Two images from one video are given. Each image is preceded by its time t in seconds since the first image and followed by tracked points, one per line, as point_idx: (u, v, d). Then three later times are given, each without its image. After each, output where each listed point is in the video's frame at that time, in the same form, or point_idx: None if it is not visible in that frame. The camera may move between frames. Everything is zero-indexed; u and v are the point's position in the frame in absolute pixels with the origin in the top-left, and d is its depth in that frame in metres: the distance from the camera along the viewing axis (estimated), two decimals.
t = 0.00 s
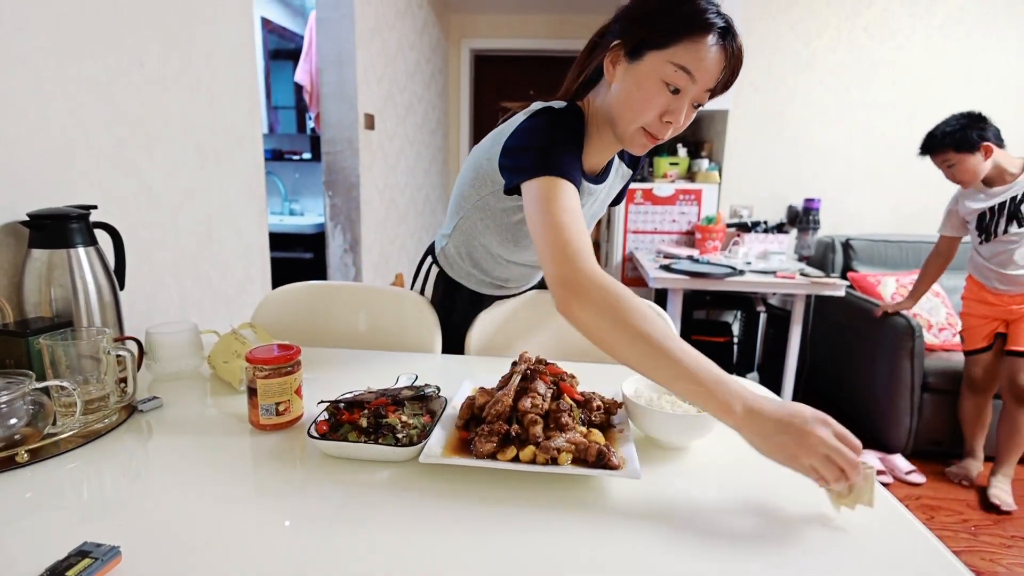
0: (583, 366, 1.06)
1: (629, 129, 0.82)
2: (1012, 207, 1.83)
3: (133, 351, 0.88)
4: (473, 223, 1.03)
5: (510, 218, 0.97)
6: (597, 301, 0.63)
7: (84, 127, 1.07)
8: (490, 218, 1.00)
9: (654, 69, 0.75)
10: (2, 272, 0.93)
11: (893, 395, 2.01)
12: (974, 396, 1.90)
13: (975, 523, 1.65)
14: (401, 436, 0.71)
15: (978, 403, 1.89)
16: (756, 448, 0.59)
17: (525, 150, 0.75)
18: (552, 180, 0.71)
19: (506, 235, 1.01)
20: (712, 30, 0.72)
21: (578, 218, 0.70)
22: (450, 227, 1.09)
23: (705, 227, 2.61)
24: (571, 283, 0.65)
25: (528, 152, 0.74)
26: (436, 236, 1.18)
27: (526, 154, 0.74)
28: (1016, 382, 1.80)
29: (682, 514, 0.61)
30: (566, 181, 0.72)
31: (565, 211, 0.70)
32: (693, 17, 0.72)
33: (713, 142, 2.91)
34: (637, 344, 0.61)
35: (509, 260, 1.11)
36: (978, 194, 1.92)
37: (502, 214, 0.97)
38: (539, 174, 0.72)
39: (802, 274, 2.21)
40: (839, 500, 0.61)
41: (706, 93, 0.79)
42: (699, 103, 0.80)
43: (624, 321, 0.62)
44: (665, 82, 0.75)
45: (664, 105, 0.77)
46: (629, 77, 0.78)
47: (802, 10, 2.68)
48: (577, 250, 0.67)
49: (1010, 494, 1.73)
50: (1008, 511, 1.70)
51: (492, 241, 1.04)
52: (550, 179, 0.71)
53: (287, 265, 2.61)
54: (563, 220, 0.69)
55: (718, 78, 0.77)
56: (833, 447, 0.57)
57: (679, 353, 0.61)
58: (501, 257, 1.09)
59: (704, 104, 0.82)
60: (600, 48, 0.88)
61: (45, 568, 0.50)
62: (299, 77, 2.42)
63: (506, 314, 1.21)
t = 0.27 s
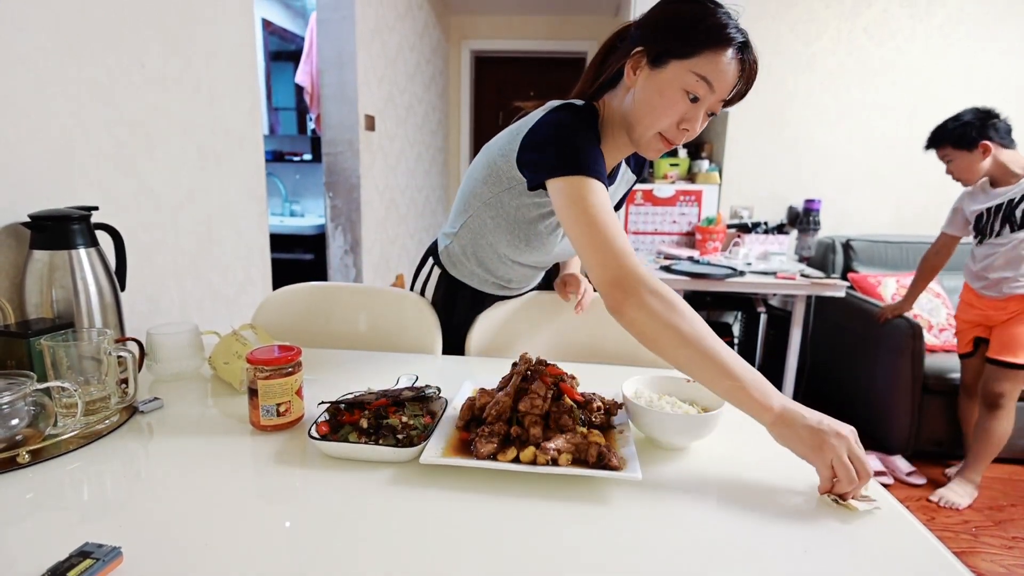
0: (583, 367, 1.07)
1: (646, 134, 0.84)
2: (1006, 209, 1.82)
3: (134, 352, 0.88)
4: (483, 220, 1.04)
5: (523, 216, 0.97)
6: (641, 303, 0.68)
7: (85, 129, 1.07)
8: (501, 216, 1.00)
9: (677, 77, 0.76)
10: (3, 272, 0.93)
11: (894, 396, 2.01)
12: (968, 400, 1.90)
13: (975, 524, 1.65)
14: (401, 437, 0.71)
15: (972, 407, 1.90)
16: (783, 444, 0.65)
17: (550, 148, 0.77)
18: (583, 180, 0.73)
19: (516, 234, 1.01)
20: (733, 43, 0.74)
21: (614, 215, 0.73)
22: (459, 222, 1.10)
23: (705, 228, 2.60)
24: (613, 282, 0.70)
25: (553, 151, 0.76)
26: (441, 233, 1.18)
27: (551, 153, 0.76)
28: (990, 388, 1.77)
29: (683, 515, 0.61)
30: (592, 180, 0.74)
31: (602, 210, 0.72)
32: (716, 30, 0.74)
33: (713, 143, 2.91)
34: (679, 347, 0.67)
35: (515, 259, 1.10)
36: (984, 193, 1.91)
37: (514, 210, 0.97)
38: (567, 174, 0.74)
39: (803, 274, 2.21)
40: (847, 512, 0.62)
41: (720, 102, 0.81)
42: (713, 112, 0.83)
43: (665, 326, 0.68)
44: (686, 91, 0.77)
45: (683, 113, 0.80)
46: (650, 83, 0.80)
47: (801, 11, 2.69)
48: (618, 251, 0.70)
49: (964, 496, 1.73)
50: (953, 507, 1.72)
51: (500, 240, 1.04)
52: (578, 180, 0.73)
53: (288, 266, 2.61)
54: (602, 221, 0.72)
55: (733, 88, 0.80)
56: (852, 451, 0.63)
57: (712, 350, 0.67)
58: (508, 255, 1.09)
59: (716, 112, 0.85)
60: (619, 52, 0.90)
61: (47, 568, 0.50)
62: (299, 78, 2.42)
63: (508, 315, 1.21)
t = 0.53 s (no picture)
0: (584, 367, 1.06)
1: (646, 124, 0.84)
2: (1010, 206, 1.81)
3: (135, 352, 0.88)
4: (486, 213, 1.04)
5: (526, 207, 0.97)
6: (640, 288, 0.70)
7: (86, 129, 1.07)
8: (504, 207, 1.00)
9: (676, 67, 0.76)
10: (3, 272, 0.93)
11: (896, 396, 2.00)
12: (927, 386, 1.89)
13: (977, 524, 1.65)
14: (401, 437, 0.71)
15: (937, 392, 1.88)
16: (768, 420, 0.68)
17: (552, 135, 0.77)
18: (583, 167, 0.74)
19: (519, 226, 1.01)
20: (730, 32, 0.75)
21: (613, 200, 0.74)
22: (462, 217, 1.10)
23: (706, 228, 2.60)
24: (613, 265, 0.71)
25: (556, 138, 0.76)
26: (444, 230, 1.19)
27: (554, 141, 0.76)
28: (980, 391, 1.77)
29: (685, 515, 0.61)
30: (594, 167, 0.74)
31: (602, 197, 0.73)
32: (714, 19, 0.74)
33: (714, 144, 2.91)
34: (676, 329, 0.69)
35: (519, 254, 1.10)
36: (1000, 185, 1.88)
37: (517, 201, 0.97)
38: (567, 162, 0.74)
39: (804, 275, 2.20)
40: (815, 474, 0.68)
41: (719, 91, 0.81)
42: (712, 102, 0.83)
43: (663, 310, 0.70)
44: (686, 80, 0.77)
45: (683, 102, 0.79)
46: (650, 73, 0.80)
47: (802, 11, 2.68)
48: (619, 237, 0.71)
49: (965, 496, 1.73)
50: (955, 508, 1.72)
51: (504, 233, 1.04)
52: (577, 167, 0.74)
53: (288, 267, 2.61)
54: (602, 206, 0.72)
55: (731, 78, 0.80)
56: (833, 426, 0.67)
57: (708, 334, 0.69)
58: (511, 250, 1.09)
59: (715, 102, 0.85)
60: (619, 44, 0.90)
61: (48, 568, 0.50)
62: (300, 78, 2.42)
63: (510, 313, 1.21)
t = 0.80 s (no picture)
0: (586, 367, 1.06)
1: (651, 122, 0.84)
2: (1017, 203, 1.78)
3: (138, 352, 0.89)
4: (489, 211, 1.04)
5: (529, 203, 0.97)
6: (642, 286, 0.69)
7: (90, 131, 1.07)
8: (507, 205, 1.01)
9: (681, 65, 0.77)
10: (7, 273, 0.94)
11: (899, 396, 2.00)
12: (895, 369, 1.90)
13: (979, 525, 1.65)
14: (404, 437, 0.71)
15: (900, 377, 1.89)
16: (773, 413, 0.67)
17: (555, 133, 0.77)
18: (586, 167, 0.74)
19: (522, 223, 1.01)
20: (731, 29, 0.75)
21: (614, 198, 0.74)
22: (465, 215, 1.11)
23: (707, 228, 2.59)
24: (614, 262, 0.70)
25: (559, 136, 0.77)
26: (446, 229, 1.19)
27: (557, 139, 0.76)
28: (978, 389, 1.79)
29: (687, 515, 0.61)
30: (597, 165, 0.74)
31: (604, 196, 0.73)
32: (716, 18, 0.74)
33: (715, 144, 2.91)
34: (679, 328, 0.68)
35: (521, 252, 1.10)
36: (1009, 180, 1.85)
37: (519, 198, 0.98)
38: (570, 161, 0.74)
39: (805, 275, 2.20)
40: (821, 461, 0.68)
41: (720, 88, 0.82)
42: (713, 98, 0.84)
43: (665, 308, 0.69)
44: (689, 78, 0.77)
45: (687, 100, 0.80)
46: (654, 73, 0.80)
47: (804, 12, 2.68)
48: (621, 236, 0.71)
49: (966, 496, 1.73)
50: (958, 508, 1.72)
51: (506, 230, 1.05)
52: (579, 168, 0.74)
53: (290, 267, 2.62)
54: (604, 206, 0.73)
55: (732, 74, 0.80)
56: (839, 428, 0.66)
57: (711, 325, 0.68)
58: (513, 247, 1.09)
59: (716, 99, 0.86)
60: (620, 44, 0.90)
61: (53, 567, 0.50)
62: (302, 79, 2.42)
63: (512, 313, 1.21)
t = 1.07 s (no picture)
0: (586, 367, 1.06)
1: (660, 128, 0.84)
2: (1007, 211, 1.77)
3: (139, 352, 0.89)
4: (494, 211, 1.04)
5: (534, 204, 0.97)
6: (654, 284, 0.69)
7: (91, 131, 1.07)
8: (512, 205, 1.01)
9: (692, 72, 0.77)
10: (8, 272, 0.94)
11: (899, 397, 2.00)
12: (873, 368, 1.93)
13: (980, 526, 1.65)
14: (405, 437, 0.71)
15: (877, 377, 1.92)
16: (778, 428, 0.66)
17: (566, 133, 0.77)
18: (601, 165, 0.74)
19: (526, 223, 1.01)
20: (740, 40, 0.76)
21: (630, 198, 0.74)
22: (469, 215, 1.10)
23: (709, 229, 2.58)
24: (630, 262, 0.71)
25: (570, 137, 0.77)
26: (449, 228, 1.19)
27: (570, 141, 0.76)
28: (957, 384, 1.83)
29: (688, 516, 0.61)
30: (611, 164, 0.75)
31: (618, 194, 0.73)
32: (728, 27, 0.75)
33: (716, 144, 2.91)
34: (689, 327, 0.68)
35: (525, 252, 1.10)
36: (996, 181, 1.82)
37: (525, 199, 0.98)
38: (584, 159, 0.75)
39: (806, 275, 2.20)
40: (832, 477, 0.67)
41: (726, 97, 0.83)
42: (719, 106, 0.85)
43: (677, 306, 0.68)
44: (700, 85, 0.78)
45: (696, 107, 0.80)
46: (664, 79, 0.80)
47: (805, 12, 2.68)
48: (633, 234, 0.71)
49: (967, 496, 1.73)
50: (959, 509, 1.72)
51: (511, 230, 1.04)
52: (592, 167, 0.74)
53: (291, 267, 2.62)
54: (617, 203, 0.73)
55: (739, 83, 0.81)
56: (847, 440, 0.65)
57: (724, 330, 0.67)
58: (517, 247, 1.09)
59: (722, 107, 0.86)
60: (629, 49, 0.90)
61: (54, 567, 0.50)
62: (303, 79, 2.42)
63: (512, 313, 1.21)
